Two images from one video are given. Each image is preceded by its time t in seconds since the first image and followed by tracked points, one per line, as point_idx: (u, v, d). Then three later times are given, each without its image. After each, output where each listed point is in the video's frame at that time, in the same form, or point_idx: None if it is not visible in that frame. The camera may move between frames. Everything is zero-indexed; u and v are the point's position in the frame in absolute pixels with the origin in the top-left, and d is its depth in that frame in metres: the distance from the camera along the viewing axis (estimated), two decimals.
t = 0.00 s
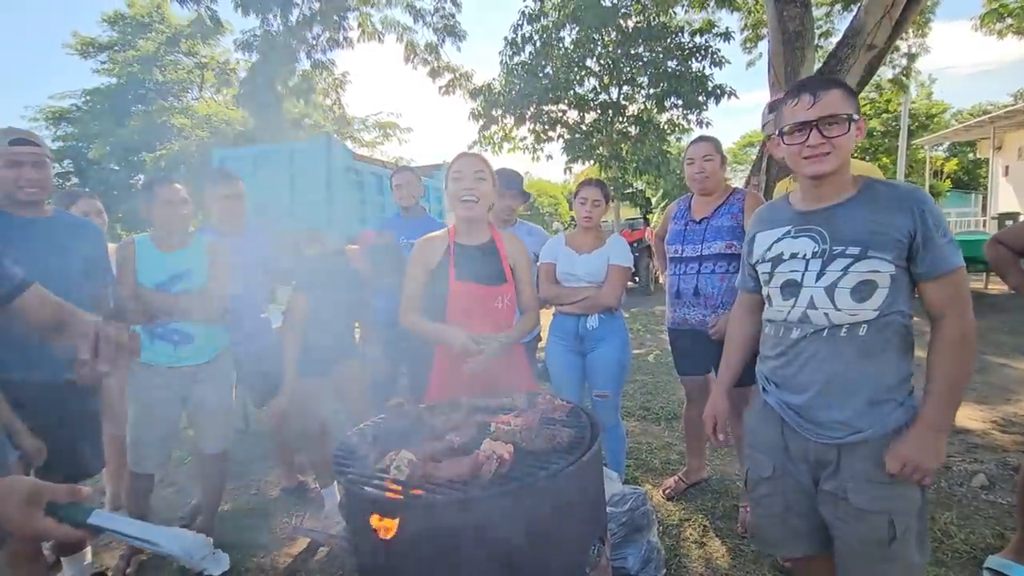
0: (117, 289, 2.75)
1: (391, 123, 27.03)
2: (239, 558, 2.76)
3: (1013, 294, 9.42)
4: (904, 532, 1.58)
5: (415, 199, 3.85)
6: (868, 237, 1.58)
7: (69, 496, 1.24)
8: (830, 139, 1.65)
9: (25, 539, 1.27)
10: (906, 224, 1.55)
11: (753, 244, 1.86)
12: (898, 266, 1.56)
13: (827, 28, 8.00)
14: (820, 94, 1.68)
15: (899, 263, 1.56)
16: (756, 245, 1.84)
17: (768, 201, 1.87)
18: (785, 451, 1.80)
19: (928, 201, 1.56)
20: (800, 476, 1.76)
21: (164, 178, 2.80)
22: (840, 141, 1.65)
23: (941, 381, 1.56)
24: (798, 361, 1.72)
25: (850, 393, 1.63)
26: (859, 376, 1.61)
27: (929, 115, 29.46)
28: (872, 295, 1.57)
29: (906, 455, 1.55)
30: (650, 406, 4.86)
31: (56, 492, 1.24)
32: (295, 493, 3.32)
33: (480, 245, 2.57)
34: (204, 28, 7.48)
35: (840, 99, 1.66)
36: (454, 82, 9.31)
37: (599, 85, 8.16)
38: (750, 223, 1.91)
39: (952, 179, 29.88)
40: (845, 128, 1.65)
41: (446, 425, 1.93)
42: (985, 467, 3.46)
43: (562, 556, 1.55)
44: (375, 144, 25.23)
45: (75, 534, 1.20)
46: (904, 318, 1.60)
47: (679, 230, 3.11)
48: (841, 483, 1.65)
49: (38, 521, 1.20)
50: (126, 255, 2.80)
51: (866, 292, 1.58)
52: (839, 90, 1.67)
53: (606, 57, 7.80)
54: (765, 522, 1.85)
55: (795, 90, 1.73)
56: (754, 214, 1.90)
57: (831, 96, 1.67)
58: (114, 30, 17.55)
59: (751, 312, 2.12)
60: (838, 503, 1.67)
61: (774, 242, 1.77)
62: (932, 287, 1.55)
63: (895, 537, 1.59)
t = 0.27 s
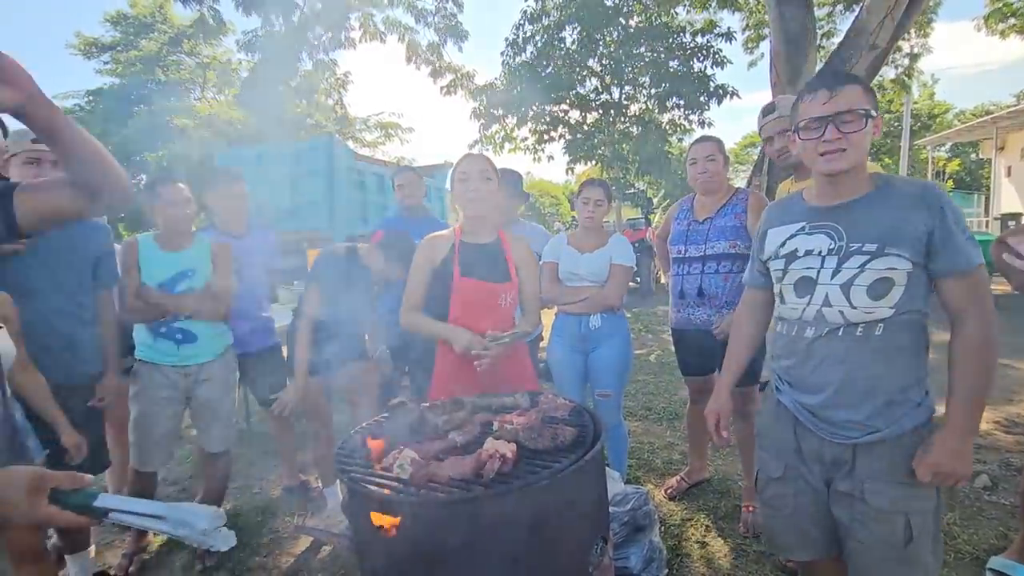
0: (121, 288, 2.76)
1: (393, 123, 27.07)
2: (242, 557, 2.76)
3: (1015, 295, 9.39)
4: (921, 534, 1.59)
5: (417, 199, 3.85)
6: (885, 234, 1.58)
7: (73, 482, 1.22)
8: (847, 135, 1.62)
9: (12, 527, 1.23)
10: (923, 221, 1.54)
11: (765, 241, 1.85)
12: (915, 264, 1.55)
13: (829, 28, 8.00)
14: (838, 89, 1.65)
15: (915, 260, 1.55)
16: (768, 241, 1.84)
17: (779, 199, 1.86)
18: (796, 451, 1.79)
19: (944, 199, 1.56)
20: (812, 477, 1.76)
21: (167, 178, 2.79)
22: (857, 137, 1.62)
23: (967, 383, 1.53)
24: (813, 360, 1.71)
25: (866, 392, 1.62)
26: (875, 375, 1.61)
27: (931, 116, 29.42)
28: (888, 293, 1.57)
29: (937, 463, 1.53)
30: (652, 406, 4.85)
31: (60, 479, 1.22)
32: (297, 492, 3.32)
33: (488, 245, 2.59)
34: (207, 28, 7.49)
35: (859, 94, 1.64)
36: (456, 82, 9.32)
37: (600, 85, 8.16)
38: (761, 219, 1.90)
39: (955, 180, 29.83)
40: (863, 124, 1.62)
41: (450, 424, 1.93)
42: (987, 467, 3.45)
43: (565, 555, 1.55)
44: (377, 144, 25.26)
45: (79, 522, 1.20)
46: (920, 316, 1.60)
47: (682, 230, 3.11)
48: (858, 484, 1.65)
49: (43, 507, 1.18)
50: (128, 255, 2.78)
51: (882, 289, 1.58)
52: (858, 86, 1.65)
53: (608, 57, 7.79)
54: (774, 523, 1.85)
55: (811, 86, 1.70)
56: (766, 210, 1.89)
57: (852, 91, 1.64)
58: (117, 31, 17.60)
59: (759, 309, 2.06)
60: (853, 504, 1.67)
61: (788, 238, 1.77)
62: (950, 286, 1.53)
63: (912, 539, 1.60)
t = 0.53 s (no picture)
0: (122, 289, 2.75)
1: (393, 124, 27.08)
2: (244, 558, 2.76)
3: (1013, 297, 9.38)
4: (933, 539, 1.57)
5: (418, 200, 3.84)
6: (898, 235, 1.57)
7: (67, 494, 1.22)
8: (866, 132, 1.61)
9: None
10: (940, 221, 1.53)
11: (778, 240, 1.85)
12: (929, 266, 1.54)
13: (829, 29, 8.01)
14: (858, 87, 1.65)
15: (930, 262, 1.54)
16: (780, 239, 1.84)
17: (793, 197, 1.86)
18: (806, 454, 1.79)
19: (964, 199, 1.53)
20: (821, 480, 1.75)
21: (170, 179, 2.81)
22: (876, 134, 1.61)
23: (972, 392, 1.50)
24: (824, 361, 1.71)
25: (878, 394, 1.61)
26: (887, 377, 1.60)
27: (931, 116, 29.42)
28: (901, 294, 1.56)
29: (933, 474, 1.50)
30: (652, 407, 4.85)
31: (53, 490, 1.21)
32: (299, 493, 3.32)
33: (486, 247, 2.58)
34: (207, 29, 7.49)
35: (878, 91, 1.63)
36: (456, 83, 9.31)
37: (601, 86, 8.16)
38: (775, 217, 1.91)
39: (955, 180, 29.83)
40: (880, 123, 1.61)
41: (451, 425, 1.93)
42: (989, 468, 3.45)
43: (567, 556, 1.55)
44: (377, 144, 25.27)
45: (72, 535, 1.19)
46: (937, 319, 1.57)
47: (684, 231, 3.10)
48: (869, 487, 1.65)
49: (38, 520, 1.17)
50: (131, 255, 2.79)
51: (896, 291, 1.56)
52: (876, 86, 1.64)
53: (609, 57, 7.77)
54: (781, 525, 1.84)
55: (826, 86, 1.70)
56: (778, 208, 1.89)
57: (871, 88, 1.63)
58: (117, 32, 17.61)
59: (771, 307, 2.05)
60: (865, 508, 1.66)
61: (800, 236, 1.77)
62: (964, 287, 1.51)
63: (924, 544, 1.58)
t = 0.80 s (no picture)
0: (122, 291, 2.75)
1: (392, 125, 27.09)
2: (243, 560, 2.75)
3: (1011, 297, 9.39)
4: (936, 546, 1.54)
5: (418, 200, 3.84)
6: (900, 246, 1.55)
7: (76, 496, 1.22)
8: (851, 148, 1.60)
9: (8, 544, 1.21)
10: (944, 231, 1.49)
11: (789, 244, 1.86)
12: (933, 278, 1.51)
13: (828, 29, 8.02)
14: (838, 102, 1.64)
15: (934, 274, 1.51)
16: (790, 245, 1.85)
17: (808, 201, 1.85)
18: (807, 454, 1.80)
19: (974, 208, 1.47)
20: (821, 482, 1.75)
21: (170, 180, 2.81)
22: (866, 148, 1.59)
23: (973, 410, 1.44)
24: (828, 369, 1.71)
25: (879, 406, 1.61)
26: (889, 389, 1.59)
27: (930, 117, 29.46)
28: (902, 307, 1.54)
29: (928, 493, 1.49)
30: (652, 407, 4.85)
31: (61, 493, 1.21)
32: (298, 494, 3.32)
33: (482, 248, 2.58)
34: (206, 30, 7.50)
35: (861, 106, 1.61)
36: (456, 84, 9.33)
37: (600, 87, 8.17)
38: (790, 222, 1.90)
39: (954, 181, 29.87)
40: (867, 137, 1.59)
41: (452, 426, 1.93)
42: (988, 469, 3.45)
43: (567, 558, 1.55)
44: (376, 145, 25.29)
45: (80, 536, 1.21)
46: (942, 331, 1.54)
47: (683, 232, 3.11)
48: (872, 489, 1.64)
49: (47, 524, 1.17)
50: (130, 258, 2.79)
51: (896, 304, 1.55)
52: (873, 90, 1.62)
53: (608, 58, 7.76)
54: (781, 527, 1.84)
55: (822, 96, 1.69)
56: (793, 213, 1.88)
57: (852, 103, 1.62)
58: (116, 33, 17.62)
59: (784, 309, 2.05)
60: (867, 509, 1.66)
61: (807, 244, 1.78)
62: (969, 300, 1.46)
63: (926, 550, 1.55)
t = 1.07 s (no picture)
0: (122, 292, 2.74)
1: (392, 126, 27.12)
2: (240, 562, 2.75)
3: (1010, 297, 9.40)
4: (923, 550, 1.53)
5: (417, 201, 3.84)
6: (888, 243, 1.56)
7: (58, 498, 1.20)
8: (829, 151, 1.65)
9: None
10: (931, 228, 1.49)
11: (789, 243, 1.89)
12: (921, 275, 1.51)
13: (826, 30, 8.03)
14: (818, 108, 1.69)
15: (922, 270, 1.51)
16: (790, 244, 1.88)
17: (812, 202, 1.87)
18: (804, 455, 1.80)
19: (965, 205, 1.47)
20: (817, 484, 1.75)
21: (168, 182, 2.82)
22: (844, 150, 1.63)
23: (980, 416, 1.40)
24: (820, 366, 1.73)
25: (866, 403, 1.61)
26: (877, 387, 1.59)
27: (928, 118, 29.51)
28: (887, 303, 1.55)
29: (940, 505, 1.44)
30: (651, 408, 4.85)
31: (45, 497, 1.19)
32: (296, 496, 3.32)
33: (478, 250, 2.59)
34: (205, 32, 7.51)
35: (843, 109, 1.63)
36: (455, 85, 9.34)
37: (598, 88, 8.18)
38: (795, 222, 1.93)
39: (952, 181, 29.92)
40: (855, 138, 1.61)
41: (448, 428, 1.92)
42: (987, 469, 3.45)
43: (564, 560, 1.55)
44: (376, 147, 25.31)
45: (74, 542, 1.15)
46: (933, 329, 1.53)
47: (682, 232, 3.12)
48: (863, 492, 1.64)
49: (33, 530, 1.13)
50: (129, 258, 2.78)
51: (881, 300, 1.56)
52: (867, 92, 1.63)
53: (606, 59, 7.76)
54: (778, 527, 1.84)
55: (810, 98, 1.73)
56: (798, 213, 1.91)
57: (833, 105, 1.65)
58: (116, 34, 17.65)
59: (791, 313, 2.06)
60: (862, 512, 1.65)
61: (803, 242, 1.80)
62: (958, 297, 1.44)
63: (912, 554, 1.54)
